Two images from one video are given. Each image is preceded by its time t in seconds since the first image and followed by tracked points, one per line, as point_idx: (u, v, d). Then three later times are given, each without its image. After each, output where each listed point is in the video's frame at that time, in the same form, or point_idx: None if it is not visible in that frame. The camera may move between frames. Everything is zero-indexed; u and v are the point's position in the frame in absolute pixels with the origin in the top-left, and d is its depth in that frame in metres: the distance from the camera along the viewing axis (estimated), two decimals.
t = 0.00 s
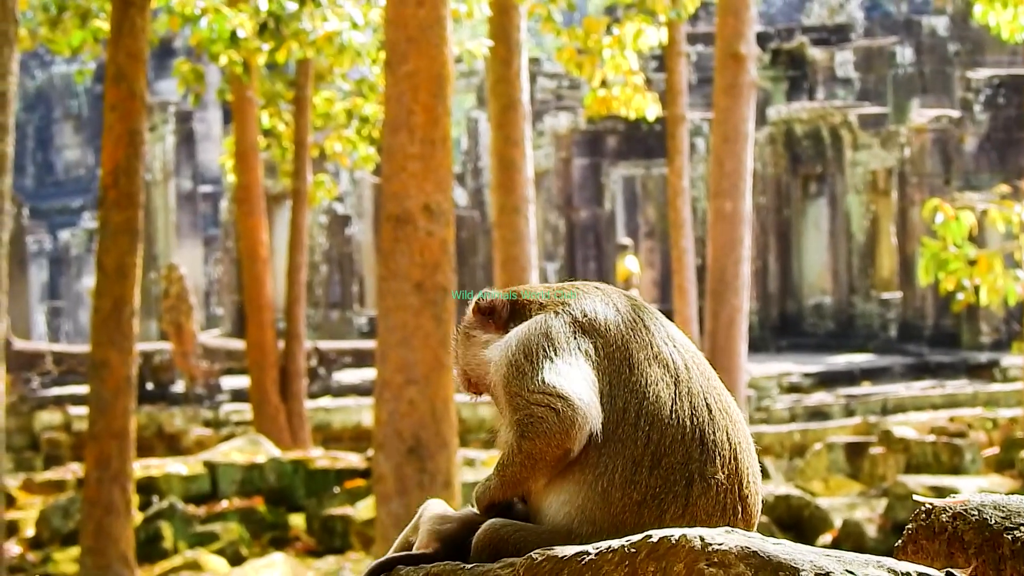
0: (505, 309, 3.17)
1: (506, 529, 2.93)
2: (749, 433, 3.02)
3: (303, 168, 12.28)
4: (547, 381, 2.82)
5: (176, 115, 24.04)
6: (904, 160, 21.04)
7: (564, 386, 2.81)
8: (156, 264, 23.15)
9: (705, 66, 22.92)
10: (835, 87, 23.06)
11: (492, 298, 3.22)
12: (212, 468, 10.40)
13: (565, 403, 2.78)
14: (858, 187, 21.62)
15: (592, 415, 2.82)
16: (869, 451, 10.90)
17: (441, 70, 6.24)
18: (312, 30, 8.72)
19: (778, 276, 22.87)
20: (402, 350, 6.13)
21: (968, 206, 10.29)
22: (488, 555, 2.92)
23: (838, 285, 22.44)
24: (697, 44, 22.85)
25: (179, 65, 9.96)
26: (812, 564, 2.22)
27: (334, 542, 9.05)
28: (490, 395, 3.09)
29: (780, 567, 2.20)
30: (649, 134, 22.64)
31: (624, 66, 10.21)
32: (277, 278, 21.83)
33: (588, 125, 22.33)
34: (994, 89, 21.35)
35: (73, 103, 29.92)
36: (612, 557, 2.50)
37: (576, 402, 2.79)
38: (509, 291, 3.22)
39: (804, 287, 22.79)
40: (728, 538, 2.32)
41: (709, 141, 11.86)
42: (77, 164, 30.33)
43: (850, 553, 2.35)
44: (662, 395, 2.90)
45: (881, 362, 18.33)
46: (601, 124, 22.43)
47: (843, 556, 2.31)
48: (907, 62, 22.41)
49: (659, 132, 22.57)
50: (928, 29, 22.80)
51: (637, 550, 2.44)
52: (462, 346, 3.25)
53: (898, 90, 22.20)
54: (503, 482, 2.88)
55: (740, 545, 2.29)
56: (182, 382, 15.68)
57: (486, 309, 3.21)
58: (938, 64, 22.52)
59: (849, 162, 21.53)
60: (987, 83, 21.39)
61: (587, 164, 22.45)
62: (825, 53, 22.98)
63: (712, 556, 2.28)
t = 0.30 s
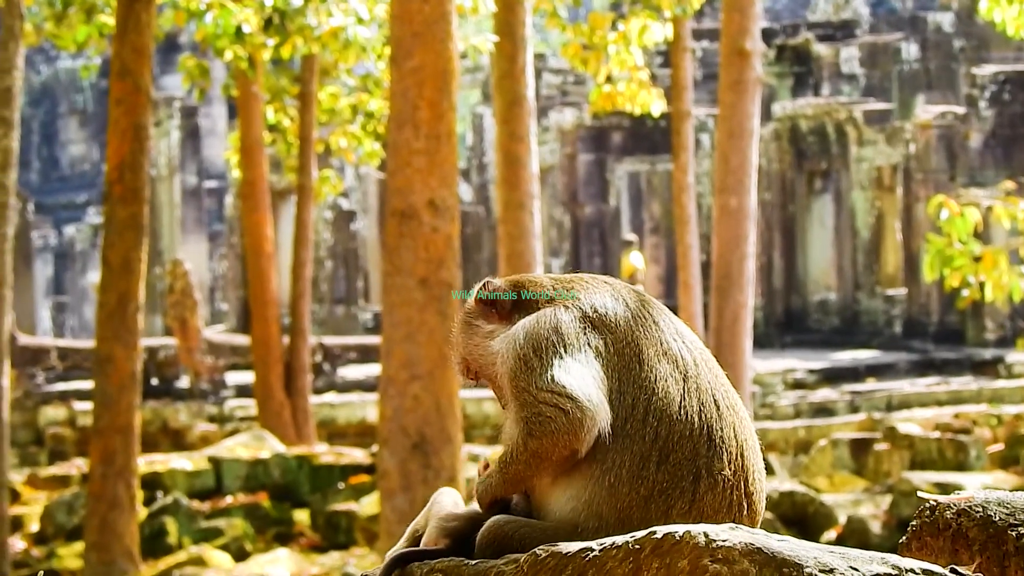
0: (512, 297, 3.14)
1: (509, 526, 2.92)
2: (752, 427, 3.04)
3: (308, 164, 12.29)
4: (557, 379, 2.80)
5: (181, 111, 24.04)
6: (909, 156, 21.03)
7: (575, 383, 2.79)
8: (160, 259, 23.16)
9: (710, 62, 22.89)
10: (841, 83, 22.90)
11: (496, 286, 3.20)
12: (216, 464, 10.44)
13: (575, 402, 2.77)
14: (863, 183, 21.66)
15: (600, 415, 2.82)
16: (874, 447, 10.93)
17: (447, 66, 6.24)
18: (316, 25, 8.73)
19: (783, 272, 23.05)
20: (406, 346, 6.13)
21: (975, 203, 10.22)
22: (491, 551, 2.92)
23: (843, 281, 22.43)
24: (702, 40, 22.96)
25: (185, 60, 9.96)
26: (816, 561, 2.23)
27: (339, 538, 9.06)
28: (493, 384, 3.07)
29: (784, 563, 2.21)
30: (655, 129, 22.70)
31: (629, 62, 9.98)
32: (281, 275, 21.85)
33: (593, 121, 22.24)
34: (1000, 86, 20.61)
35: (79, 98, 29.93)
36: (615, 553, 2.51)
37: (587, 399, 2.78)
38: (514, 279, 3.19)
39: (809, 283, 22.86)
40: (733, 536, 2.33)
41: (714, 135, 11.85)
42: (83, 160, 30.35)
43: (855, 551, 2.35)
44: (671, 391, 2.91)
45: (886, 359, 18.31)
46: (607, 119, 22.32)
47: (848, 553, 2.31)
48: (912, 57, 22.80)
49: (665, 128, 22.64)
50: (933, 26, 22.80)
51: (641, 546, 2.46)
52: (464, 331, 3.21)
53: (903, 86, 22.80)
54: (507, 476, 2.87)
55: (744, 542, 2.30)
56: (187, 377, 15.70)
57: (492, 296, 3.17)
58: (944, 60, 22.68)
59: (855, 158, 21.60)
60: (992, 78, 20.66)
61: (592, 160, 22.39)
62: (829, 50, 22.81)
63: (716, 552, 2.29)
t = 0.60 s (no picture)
0: (519, 284, 3.17)
1: (514, 522, 2.96)
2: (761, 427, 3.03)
3: (312, 161, 12.28)
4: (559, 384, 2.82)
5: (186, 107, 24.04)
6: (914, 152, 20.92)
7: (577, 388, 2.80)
8: (165, 256, 23.18)
9: (715, 59, 22.87)
10: (845, 80, 23.08)
11: (506, 264, 3.24)
12: (221, 461, 10.45)
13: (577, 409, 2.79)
14: (868, 180, 21.72)
15: (600, 418, 2.84)
16: (878, 445, 10.95)
17: (452, 62, 6.25)
18: (322, 21, 8.73)
19: (788, 269, 23.11)
20: (411, 343, 6.14)
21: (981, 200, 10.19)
22: (496, 549, 2.97)
23: (847, 278, 22.50)
24: (707, 37, 22.97)
25: (190, 57, 9.96)
26: (821, 558, 2.25)
27: (344, 535, 9.08)
28: (499, 382, 3.10)
29: (790, 561, 2.23)
30: (659, 126, 22.44)
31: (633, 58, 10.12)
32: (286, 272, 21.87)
33: (598, 118, 22.24)
34: (1004, 83, 20.29)
35: (83, 95, 29.87)
36: (620, 551, 2.54)
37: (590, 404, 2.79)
38: (521, 262, 3.22)
39: (814, 280, 22.99)
40: (738, 532, 2.36)
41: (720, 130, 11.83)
42: (87, 157, 30.33)
43: (860, 549, 2.38)
44: (678, 394, 2.90)
45: (890, 356, 18.30)
46: (612, 117, 22.24)
47: (852, 550, 2.34)
48: (917, 55, 22.40)
49: (669, 124, 22.36)
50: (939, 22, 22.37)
51: (646, 544, 2.48)
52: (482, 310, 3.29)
53: (908, 83, 22.34)
54: (498, 482, 2.89)
55: (749, 539, 2.33)
56: (192, 374, 15.72)
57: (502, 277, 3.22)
58: (949, 56, 22.20)
59: (860, 155, 21.63)
60: (998, 76, 20.36)
61: (597, 156, 22.40)
62: (835, 46, 23.01)
63: (721, 550, 2.32)
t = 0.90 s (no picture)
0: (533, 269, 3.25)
1: (518, 521, 2.98)
2: (765, 431, 3.03)
3: (317, 159, 12.29)
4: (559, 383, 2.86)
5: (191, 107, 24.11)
6: (918, 152, 20.99)
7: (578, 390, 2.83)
8: (169, 254, 23.22)
9: (720, 58, 22.92)
10: (850, 79, 22.99)
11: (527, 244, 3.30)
12: (225, 460, 10.44)
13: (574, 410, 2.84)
14: (872, 178, 21.75)
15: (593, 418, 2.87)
16: (883, 443, 10.96)
17: (456, 61, 6.26)
18: (325, 20, 8.75)
19: (792, 269, 22.89)
20: (416, 341, 6.14)
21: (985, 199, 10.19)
22: (501, 548, 2.97)
23: (852, 276, 22.53)
24: (711, 36, 22.97)
25: (195, 56, 9.97)
26: (826, 557, 2.28)
27: (348, 533, 9.08)
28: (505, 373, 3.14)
29: (794, 559, 2.27)
30: (664, 125, 22.52)
31: (638, 57, 10.15)
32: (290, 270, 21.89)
33: (602, 116, 22.46)
34: (1009, 82, 20.27)
35: (88, 94, 29.89)
36: (625, 549, 2.56)
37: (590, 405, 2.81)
38: (540, 240, 3.28)
39: (818, 278, 23.00)
40: (742, 531, 2.38)
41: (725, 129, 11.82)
42: (92, 155, 30.31)
43: (867, 547, 2.42)
44: (678, 398, 2.90)
45: (895, 354, 18.31)
46: (616, 115, 22.46)
47: (859, 549, 2.37)
48: (922, 53, 22.41)
49: (673, 123, 22.36)
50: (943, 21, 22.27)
51: (651, 542, 2.50)
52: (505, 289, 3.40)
53: (912, 82, 22.38)
54: (489, 484, 2.90)
55: (754, 537, 2.36)
56: (196, 373, 15.72)
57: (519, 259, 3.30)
58: (953, 55, 22.24)
59: (864, 153, 21.62)
60: (1002, 75, 20.31)
61: (602, 155, 22.54)
62: (839, 45, 22.88)
63: (725, 549, 2.35)
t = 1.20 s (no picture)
0: (561, 253, 3.44)
1: (526, 518, 3.20)
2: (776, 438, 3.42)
3: (320, 158, 12.30)
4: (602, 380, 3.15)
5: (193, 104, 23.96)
6: (921, 150, 21.01)
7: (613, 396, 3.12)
8: (172, 252, 23.25)
9: (722, 56, 22.92)
10: (852, 77, 22.81)
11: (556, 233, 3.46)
12: (228, 458, 10.44)
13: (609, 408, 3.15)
14: (874, 176, 21.67)
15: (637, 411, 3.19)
16: (885, 442, 10.98)
17: (458, 58, 6.32)
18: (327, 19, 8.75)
19: (795, 266, 23.10)
20: (419, 339, 6.26)
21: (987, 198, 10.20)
22: (506, 544, 3.22)
23: (854, 274, 22.50)
24: (714, 34, 22.90)
25: (197, 53, 9.97)
26: (828, 554, 2.40)
27: (350, 531, 9.05)
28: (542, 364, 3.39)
29: (796, 557, 2.38)
30: (666, 123, 22.76)
31: (641, 55, 10.11)
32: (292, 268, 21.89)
33: (605, 115, 22.41)
34: (1011, 80, 20.65)
35: (90, 91, 29.88)
36: (628, 547, 2.64)
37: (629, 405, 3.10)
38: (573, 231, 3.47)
39: (820, 276, 23.00)
40: (745, 529, 2.48)
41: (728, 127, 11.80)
42: (94, 153, 30.28)
43: (866, 544, 2.53)
44: (714, 399, 3.25)
45: (897, 353, 18.30)
46: (619, 113, 22.47)
47: (859, 546, 2.49)
48: (924, 52, 22.23)
49: (676, 122, 22.75)
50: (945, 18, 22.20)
51: (653, 540, 2.59)
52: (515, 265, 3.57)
53: (915, 79, 22.12)
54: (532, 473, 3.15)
55: (756, 535, 2.46)
56: (198, 371, 15.73)
57: (546, 243, 3.47)
58: (955, 54, 22.12)
59: (866, 152, 21.61)
60: (1004, 73, 20.68)
61: (604, 154, 22.58)
62: (841, 43, 22.82)
63: (728, 546, 2.45)
